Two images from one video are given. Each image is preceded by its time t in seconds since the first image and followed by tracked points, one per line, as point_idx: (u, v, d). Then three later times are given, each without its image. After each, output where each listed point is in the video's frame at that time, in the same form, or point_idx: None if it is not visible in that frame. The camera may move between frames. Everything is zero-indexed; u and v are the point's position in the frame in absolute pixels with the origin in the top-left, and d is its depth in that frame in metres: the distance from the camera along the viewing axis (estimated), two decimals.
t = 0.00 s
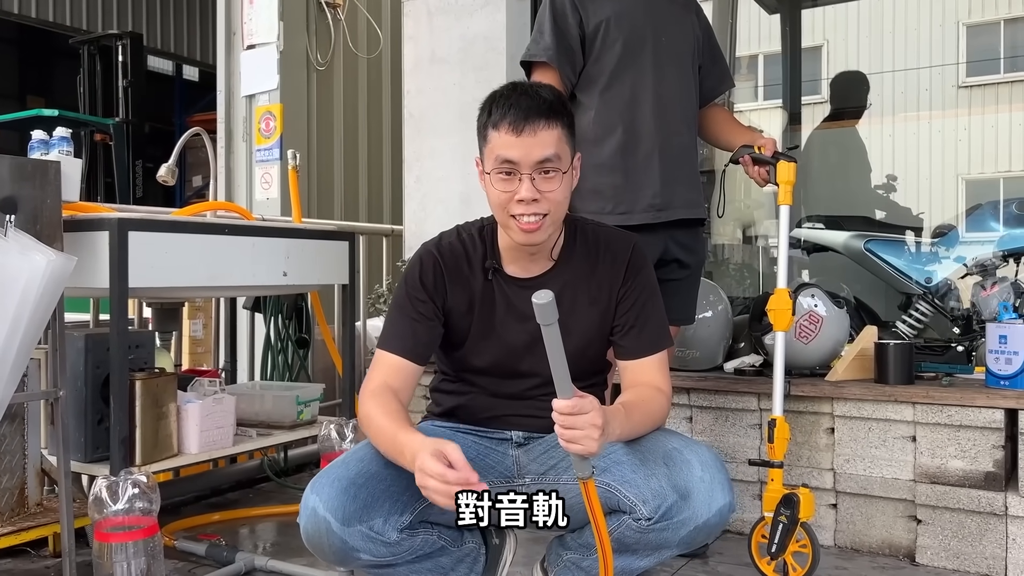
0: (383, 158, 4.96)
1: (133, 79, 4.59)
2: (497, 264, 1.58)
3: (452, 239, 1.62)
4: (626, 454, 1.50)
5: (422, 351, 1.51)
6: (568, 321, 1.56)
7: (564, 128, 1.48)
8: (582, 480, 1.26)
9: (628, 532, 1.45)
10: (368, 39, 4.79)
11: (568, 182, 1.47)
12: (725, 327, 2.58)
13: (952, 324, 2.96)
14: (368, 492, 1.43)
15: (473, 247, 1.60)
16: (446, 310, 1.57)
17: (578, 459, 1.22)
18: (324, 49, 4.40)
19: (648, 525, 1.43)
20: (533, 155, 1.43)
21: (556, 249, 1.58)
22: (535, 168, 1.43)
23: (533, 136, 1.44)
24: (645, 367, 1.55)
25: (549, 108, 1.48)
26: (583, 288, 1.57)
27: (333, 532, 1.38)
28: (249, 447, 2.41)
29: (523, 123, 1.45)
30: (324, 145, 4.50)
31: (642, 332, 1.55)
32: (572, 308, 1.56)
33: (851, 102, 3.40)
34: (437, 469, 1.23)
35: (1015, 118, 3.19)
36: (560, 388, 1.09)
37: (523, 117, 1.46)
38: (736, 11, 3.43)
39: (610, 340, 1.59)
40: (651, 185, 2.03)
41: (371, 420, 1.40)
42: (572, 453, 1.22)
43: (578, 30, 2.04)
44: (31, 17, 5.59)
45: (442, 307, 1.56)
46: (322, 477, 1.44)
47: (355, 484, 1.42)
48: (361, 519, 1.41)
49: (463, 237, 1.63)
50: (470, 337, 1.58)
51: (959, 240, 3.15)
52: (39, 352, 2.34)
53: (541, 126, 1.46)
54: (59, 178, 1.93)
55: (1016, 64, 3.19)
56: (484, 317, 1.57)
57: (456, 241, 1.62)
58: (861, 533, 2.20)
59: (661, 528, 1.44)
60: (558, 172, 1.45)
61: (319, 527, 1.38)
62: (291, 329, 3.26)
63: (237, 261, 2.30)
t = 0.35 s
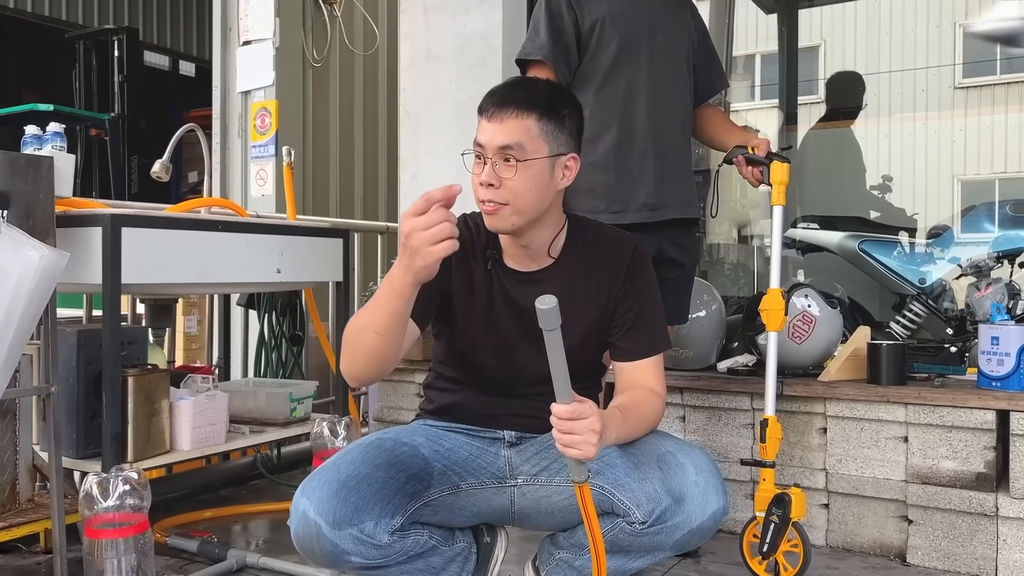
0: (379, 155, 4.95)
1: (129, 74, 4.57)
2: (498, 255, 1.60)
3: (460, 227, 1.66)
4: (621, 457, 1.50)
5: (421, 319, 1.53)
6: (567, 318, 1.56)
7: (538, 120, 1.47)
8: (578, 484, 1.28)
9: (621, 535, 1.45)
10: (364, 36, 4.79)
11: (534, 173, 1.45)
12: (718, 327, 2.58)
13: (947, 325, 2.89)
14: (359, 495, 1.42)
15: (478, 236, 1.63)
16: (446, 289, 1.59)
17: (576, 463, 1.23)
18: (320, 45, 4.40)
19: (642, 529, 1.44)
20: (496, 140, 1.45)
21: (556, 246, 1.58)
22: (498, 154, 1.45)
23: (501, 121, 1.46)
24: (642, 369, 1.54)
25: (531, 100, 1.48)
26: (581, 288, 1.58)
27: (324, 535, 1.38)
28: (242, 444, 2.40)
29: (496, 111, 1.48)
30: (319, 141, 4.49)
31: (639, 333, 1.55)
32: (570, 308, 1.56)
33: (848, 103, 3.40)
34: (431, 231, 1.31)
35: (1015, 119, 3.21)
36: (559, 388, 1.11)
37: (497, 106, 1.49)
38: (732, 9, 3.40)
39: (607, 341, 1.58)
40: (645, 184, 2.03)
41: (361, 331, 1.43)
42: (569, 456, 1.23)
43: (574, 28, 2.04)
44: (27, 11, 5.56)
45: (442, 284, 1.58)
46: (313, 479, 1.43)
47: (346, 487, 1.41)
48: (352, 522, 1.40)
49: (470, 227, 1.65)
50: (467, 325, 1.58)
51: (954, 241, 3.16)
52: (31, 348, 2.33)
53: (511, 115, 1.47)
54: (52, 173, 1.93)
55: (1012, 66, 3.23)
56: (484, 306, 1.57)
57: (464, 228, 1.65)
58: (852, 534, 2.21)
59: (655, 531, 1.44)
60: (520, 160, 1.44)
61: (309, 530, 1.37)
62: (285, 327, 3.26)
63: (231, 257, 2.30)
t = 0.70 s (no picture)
0: (377, 150, 4.94)
1: (126, 68, 4.56)
2: (494, 253, 1.59)
3: (455, 224, 1.65)
4: (617, 456, 1.49)
5: (417, 329, 1.53)
6: (564, 316, 1.56)
7: (536, 112, 1.47)
8: (574, 486, 1.26)
9: (617, 535, 1.44)
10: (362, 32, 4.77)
11: (531, 165, 1.44)
12: (714, 325, 2.58)
13: (942, 324, 2.95)
14: (357, 489, 1.41)
15: (473, 233, 1.62)
16: (442, 295, 1.57)
17: (571, 467, 1.22)
18: (317, 40, 4.41)
19: (639, 529, 1.43)
20: (493, 132, 1.45)
21: (552, 243, 1.58)
22: (495, 145, 1.45)
23: (498, 115, 1.46)
24: (639, 368, 1.54)
25: (528, 92, 1.48)
26: (578, 286, 1.57)
27: (320, 529, 1.37)
28: (236, 439, 2.40)
29: (494, 101, 1.48)
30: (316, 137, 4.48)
31: (637, 332, 1.54)
32: (567, 307, 1.56)
33: (846, 101, 3.36)
34: (420, 269, 1.30)
35: None
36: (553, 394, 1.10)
37: (496, 95, 1.48)
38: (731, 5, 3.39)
39: (604, 339, 1.58)
40: (642, 181, 2.03)
41: (360, 362, 1.44)
42: (564, 460, 1.22)
43: (571, 24, 2.03)
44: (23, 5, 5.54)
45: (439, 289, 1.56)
46: (310, 473, 1.43)
47: (343, 480, 1.41)
48: (349, 516, 1.40)
49: (465, 224, 1.65)
50: (462, 321, 1.57)
51: (951, 241, 3.15)
52: (24, 341, 2.32)
53: (508, 106, 1.47)
54: (45, 166, 1.91)
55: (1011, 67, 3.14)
56: (480, 304, 1.57)
57: (458, 227, 1.64)
58: (847, 532, 2.20)
59: (651, 532, 1.44)
60: (517, 151, 1.44)
61: (306, 523, 1.38)
62: (281, 322, 3.25)
63: (226, 252, 2.30)
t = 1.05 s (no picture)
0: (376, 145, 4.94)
1: (126, 62, 4.55)
2: (490, 249, 1.59)
3: (451, 221, 1.65)
4: (611, 452, 1.49)
5: (413, 325, 1.52)
6: (559, 312, 1.55)
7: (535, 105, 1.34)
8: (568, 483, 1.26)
9: (610, 531, 1.44)
10: (361, 25, 4.69)
11: (528, 163, 1.40)
12: (713, 321, 2.57)
13: (941, 322, 2.95)
14: (349, 481, 1.41)
15: (470, 230, 1.62)
16: (438, 291, 1.56)
17: (565, 463, 1.21)
18: (316, 35, 4.42)
19: (632, 525, 1.43)
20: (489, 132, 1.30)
21: (550, 239, 1.57)
22: (493, 146, 1.31)
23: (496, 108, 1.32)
24: (635, 366, 1.53)
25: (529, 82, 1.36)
26: (575, 282, 1.57)
27: (313, 521, 1.37)
28: (233, 434, 2.39)
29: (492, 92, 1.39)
30: (315, 132, 4.48)
31: (633, 329, 1.54)
32: (564, 304, 1.55)
33: (847, 99, 3.38)
34: (411, 265, 1.29)
35: None
36: (546, 392, 1.10)
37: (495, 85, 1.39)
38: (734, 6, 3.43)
39: (601, 335, 1.57)
40: (640, 177, 2.03)
41: (355, 359, 1.44)
42: (559, 455, 1.22)
43: (570, 19, 2.04)
44: None
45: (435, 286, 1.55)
46: (302, 465, 1.43)
47: (336, 472, 1.41)
48: (341, 508, 1.39)
49: (461, 220, 1.65)
50: (458, 317, 1.57)
51: (951, 240, 3.15)
52: (21, 335, 2.32)
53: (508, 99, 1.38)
54: (43, 159, 1.91)
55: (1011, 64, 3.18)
56: (475, 301, 1.56)
57: (454, 223, 1.64)
58: (844, 529, 2.20)
59: (644, 528, 1.43)
60: (514, 150, 1.34)
61: (298, 515, 1.37)
62: (279, 317, 3.24)
63: (225, 246, 2.29)
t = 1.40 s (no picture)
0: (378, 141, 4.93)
1: (128, 58, 4.55)
2: (492, 249, 1.59)
3: (453, 220, 1.64)
4: (614, 450, 1.49)
5: (414, 324, 1.51)
6: (562, 311, 1.55)
7: (539, 107, 1.46)
8: (573, 481, 1.27)
9: (613, 528, 1.44)
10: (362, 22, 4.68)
11: (535, 161, 1.44)
12: (715, 319, 2.57)
13: (944, 321, 2.99)
14: (353, 478, 1.41)
15: (472, 229, 1.62)
16: (439, 291, 1.56)
17: (569, 463, 1.22)
18: (320, 33, 4.51)
19: (636, 522, 1.43)
20: (496, 128, 1.43)
21: (551, 237, 1.58)
22: (499, 141, 1.43)
23: (503, 110, 1.44)
24: (637, 363, 1.53)
25: (530, 87, 1.47)
26: (578, 281, 1.57)
27: (316, 517, 1.37)
28: (236, 431, 2.40)
29: (496, 96, 1.46)
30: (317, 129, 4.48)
31: (635, 327, 1.54)
32: (566, 303, 1.56)
33: (849, 97, 3.36)
34: (410, 265, 1.29)
35: None
36: (551, 390, 1.11)
37: (498, 90, 1.47)
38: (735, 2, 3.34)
39: (603, 334, 1.57)
40: (643, 174, 2.03)
41: (354, 359, 1.43)
42: (564, 456, 1.22)
43: (574, 16, 2.02)
44: None
45: (437, 285, 1.55)
46: (306, 462, 1.43)
47: (339, 470, 1.41)
48: (345, 505, 1.39)
49: (462, 219, 1.65)
50: (460, 316, 1.57)
51: (952, 238, 3.15)
52: (24, 331, 2.32)
53: (512, 100, 1.45)
54: (47, 156, 1.91)
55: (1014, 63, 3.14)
56: (478, 301, 1.56)
57: (456, 223, 1.63)
58: (846, 528, 2.20)
59: (647, 525, 1.43)
60: (522, 147, 1.43)
61: (302, 512, 1.37)
62: (281, 314, 3.24)
63: (228, 243, 2.29)
